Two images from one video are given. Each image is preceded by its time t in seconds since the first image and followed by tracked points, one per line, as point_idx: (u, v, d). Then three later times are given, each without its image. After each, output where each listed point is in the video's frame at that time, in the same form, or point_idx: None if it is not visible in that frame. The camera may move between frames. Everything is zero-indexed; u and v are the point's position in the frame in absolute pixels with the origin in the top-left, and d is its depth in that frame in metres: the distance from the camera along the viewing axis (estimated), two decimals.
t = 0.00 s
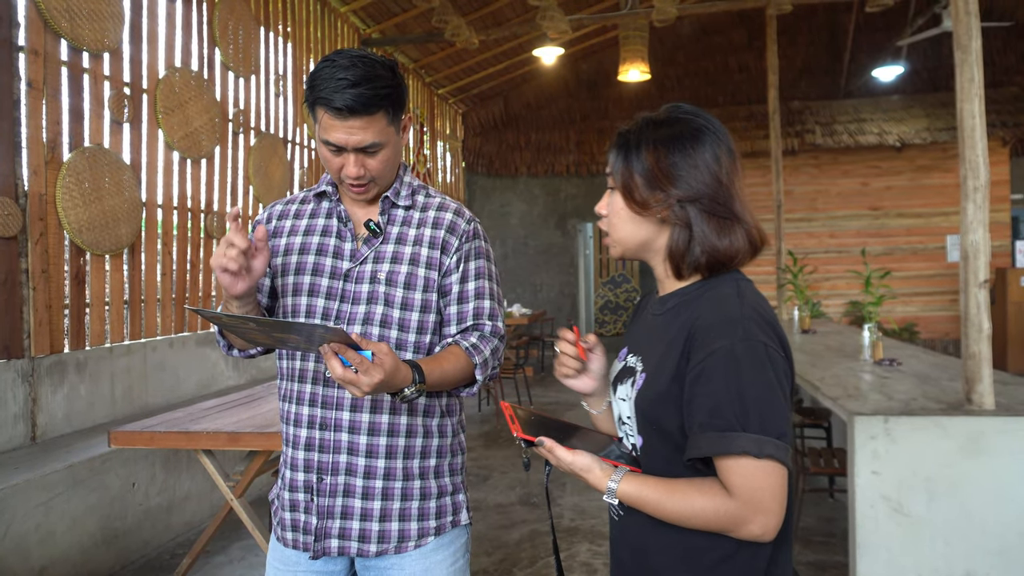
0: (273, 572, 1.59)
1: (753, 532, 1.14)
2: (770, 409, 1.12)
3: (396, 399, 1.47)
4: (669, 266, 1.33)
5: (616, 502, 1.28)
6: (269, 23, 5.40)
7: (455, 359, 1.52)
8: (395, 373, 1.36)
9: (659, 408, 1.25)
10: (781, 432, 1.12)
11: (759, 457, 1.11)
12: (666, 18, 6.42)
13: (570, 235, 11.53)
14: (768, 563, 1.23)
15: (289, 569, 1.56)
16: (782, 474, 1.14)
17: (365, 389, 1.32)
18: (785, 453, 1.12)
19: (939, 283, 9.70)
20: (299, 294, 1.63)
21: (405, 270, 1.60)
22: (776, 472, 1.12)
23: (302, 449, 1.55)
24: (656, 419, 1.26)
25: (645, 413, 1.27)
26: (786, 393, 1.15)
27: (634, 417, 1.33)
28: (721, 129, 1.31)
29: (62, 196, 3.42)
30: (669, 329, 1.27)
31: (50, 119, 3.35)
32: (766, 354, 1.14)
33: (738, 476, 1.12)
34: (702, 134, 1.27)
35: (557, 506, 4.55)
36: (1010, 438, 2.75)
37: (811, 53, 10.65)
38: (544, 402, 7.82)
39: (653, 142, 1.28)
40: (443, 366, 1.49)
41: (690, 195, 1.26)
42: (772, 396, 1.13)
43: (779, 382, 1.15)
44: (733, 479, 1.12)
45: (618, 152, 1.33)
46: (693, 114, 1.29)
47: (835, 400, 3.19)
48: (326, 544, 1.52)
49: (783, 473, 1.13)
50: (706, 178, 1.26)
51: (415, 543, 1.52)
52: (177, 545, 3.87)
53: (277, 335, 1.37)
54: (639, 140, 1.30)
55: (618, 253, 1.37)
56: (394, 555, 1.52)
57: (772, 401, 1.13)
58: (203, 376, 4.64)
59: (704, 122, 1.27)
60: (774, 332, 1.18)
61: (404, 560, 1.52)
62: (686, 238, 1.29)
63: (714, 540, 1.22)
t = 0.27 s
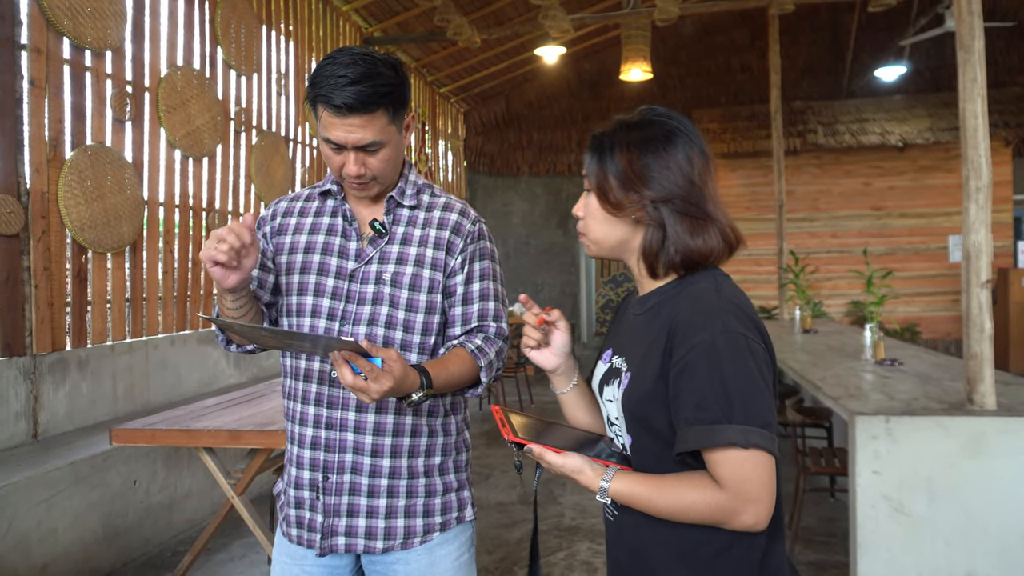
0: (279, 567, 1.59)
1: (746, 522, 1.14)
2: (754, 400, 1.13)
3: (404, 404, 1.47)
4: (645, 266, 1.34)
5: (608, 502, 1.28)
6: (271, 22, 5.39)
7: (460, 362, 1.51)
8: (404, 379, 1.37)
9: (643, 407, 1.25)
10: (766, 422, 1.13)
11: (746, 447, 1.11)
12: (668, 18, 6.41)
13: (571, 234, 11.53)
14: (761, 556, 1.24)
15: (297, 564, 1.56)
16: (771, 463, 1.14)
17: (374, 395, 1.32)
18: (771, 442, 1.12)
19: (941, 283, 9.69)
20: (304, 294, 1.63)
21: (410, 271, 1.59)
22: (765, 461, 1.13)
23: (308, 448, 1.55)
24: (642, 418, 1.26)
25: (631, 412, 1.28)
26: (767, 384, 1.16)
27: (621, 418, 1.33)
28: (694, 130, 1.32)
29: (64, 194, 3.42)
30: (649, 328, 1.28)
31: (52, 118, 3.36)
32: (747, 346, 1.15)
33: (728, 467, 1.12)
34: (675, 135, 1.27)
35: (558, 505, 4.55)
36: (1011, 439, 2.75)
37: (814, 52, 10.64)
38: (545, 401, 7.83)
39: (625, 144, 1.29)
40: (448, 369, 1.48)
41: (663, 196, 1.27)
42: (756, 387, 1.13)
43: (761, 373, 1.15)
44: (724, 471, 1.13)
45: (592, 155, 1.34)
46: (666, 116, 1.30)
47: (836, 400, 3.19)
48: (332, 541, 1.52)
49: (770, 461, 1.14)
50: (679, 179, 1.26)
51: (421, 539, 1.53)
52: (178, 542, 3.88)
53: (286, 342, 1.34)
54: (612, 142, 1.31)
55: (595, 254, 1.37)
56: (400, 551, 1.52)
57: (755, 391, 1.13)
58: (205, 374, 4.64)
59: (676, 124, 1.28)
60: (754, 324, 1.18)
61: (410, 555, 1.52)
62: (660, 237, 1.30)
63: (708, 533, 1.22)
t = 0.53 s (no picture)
0: (289, 560, 1.59)
1: (744, 515, 1.14)
2: (749, 393, 1.12)
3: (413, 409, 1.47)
4: (636, 265, 1.34)
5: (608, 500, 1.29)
6: (272, 18, 5.38)
7: (467, 364, 1.52)
8: (414, 388, 1.38)
9: (639, 405, 1.25)
10: (762, 416, 1.13)
11: (743, 440, 1.11)
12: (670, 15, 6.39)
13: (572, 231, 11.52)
14: (762, 549, 1.24)
15: (307, 556, 1.56)
16: (768, 456, 1.14)
17: (383, 405, 1.34)
18: (767, 435, 1.12)
19: (942, 281, 9.68)
20: (313, 293, 1.63)
21: (418, 271, 1.59)
22: (762, 454, 1.13)
23: (317, 445, 1.55)
24: (638, 416, 1.26)
25: (626, 409, 1.28)
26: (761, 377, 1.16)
27: (618, 417, 1.33)
28: (681, 129, 1.32)
29: (66, 190, 3.42)
30: (642, 326, 1.28)
31: (54, 113, 3.36)
32: (739, 340, 1.14)
33: (725, 460, 1.12)
34: (660, 134, 1.28)
35: (558, 502, 4.55)
36: (1013, 436, 2.75)
37: (815, 49, 10.61)
38: (545, 398, 7.83)
39: (612, 144, 1.29)
40: (455, 373, 1.49)
41: (651, 195, 1.27)
42: (750, 381, 1.13)
43: (755, 366, 1.15)
44: (720, 465, 1.13)
45: (580, 156, 1.34)
46: (652, 116, 1.30)
47: (837, 397, 3.19)
48: (343, 537, 1.52)
49: (767, 454, 1.14)
50: (667, 177, 1.27)
51: (430, 535, 1.53)
52: (179, 538, 3.89)
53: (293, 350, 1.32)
54: (599, 143, 1.31)
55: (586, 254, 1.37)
56: (409, 546, 1.52)
57: (749, 386, 1.13)
58: (206, 370, 4.64)
59: (661, 123, 1.28)
60: (747, 318, 1.18)
61: (419, 550, 1.53)
62: (649, 236, 1.30)
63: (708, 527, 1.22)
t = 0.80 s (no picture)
0: (298, 557, 1.59)
1: (743, 511, 1.14)
2: (745, 390, 1.12)
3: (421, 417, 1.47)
4: (629, 266, 1.34)
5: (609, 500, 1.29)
6: (272, 16, 5.37)
7: (475, 369, 1.52)
8: (421, 397, 1.37)
9: (636, 405, 1.25)
10: (758, 412, 1.13)
11: (740, 438, 1.11)
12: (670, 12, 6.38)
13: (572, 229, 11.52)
14: (760, 544, 1.24)
15: (315, 553, 1.56)
16: (765, 452, 1.14)
17: (390, 413, 1.35)
18: (764, 431, 1.12)
19: (942, 278, 9.68)
20: (323, 292, 1.63)
21: (427, 272, 1.59)
22: (759, 451, 1.13)
23: (326, 443, 1.56)
24: (636, 415, 1.26)
25: (623, 409, 1.28)
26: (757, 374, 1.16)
27: (616, 417, 1.33)
28: (669, 129, 1.32)
29: (66, 189, 3.42)
30: (636, 327, 1.28)
31: (53, 112, 3.36)
32: (733, 338, 1.14)
33: (722, 458, 1.12)
34: (648, 135, 1.28)
35: (559, 500, 4.56)
36: (1013, 433, 2.75)
37: (815, 46, 10.61)
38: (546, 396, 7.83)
39: (600, 146, 1.29)
40: (464, 379, 1.49)
41: (640, 197, 1.27)
42: (745, 378, 1.13)
43: (750, 363, 1.15)
44: (718, 463, 1.13)
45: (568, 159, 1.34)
46: (639, 117, 1.30)
47: (838, 395, 3.19)
48: (350, 535, 1.52)
49: (765, 450, 1.14)
50: (656, 178, 1.26)
51: (437, 536, 1.52)
52: (180, 537, 3.89)
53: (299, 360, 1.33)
54: (587, 145, 1.31)
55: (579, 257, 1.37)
56: (415, 546, 1.52)
57: (745, 382, 1.13)
58: (206, 368, 4.64)
59: (648, 124, 1.28)
60: (740, 316, 1.18)
61: (425, 550, 1.52)
62: (641, 237, 1.30)
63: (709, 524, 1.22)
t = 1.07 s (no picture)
0: (293, 557, 1.59)
1: (746, 510, 1.14)
2: (741, 389, 1.13)
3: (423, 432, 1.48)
4: (617, 272, 1.34)
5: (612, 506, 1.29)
6: (272, 17, 5.38)
7: (472, 379, 1.52)
8: (419, 415, 1.37)
9: (633, 409, 1.25)
10: (755, 410, 1.13)
11: (738, 437, 1.11)
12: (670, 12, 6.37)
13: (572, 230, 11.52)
14: (763, 542, 1.25)
15: (309, 553, 1.57)
16: (764, 450, 1.14)
17: (385, 428, 1.33)
18: (762, 428, 1.13)
19: (942, 279, 9.68)
20: (324, 289, 1.64)
21: (427, 271, 1.60)
22: (759, 448, 1.13)
23: (320, 440, 1.57)
24: (634, 419, 1.26)
25: (620, 413, 1.28)
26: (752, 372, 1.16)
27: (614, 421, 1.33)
28: (653, 132, 1.32)
29: (66, 190, 3.43)
30: (630, 331, 1.28)
31: (54, 113, 3.36)
32: (727, 337, 1.15)
33: (722, 457, 1.13)
34: (631, 140, 1.28)
35: (559, 500, 4.56)
36: (1013, 434, 2.75)
37: (815, 47, 10.61)
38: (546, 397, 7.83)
39: (585, 153, 1.30)
40: (461, 389, 1.48)
41: (624, 203, 1.27)
42: (741, 377, 1.13)
43: (744, 362, 1.16)
44: (719, 462, 1.13)
45: (554, 167, 1.34)
46: (622, 122, 1.30)
47: (838, 395, 3.19)
48: (340, 533, 1.52)
49: (765, 448, 1.14)
50: (640, 183, 1.27)
51: (427, 537, 1.52)
52: (180, 538, 3.89)
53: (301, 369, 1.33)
54: (571, 152, 1.31)
55: (569, 264, 1.37)
56: (406, 547, 1.52)
57: (740, 381, 1.13)
58: (206, 369, 4.65)
59: (631, 129, 1.28)
60: (733, 315, 1.19)
61: (416, 551, 1.52)
62: (628, 243, 1.30)
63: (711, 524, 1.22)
